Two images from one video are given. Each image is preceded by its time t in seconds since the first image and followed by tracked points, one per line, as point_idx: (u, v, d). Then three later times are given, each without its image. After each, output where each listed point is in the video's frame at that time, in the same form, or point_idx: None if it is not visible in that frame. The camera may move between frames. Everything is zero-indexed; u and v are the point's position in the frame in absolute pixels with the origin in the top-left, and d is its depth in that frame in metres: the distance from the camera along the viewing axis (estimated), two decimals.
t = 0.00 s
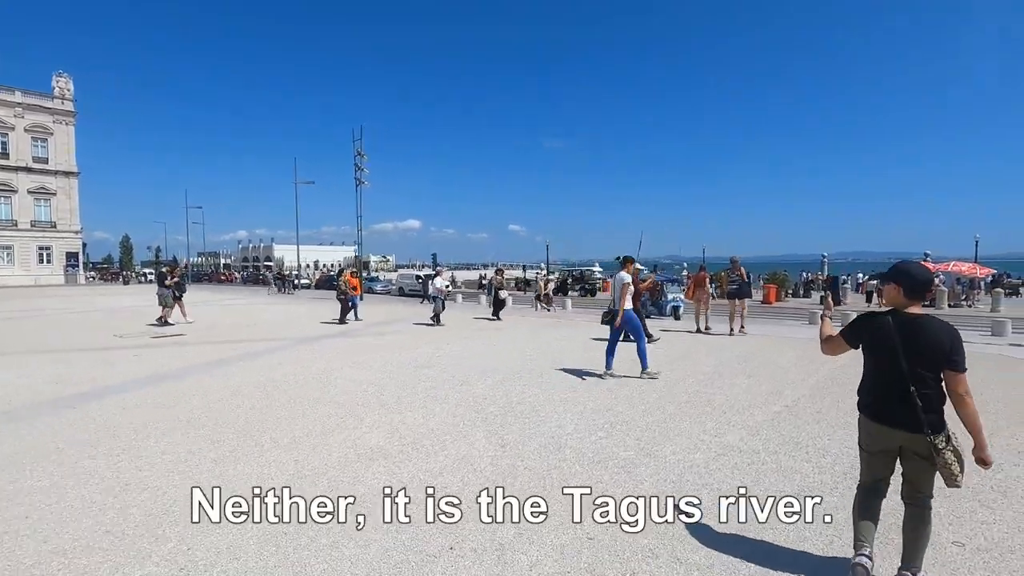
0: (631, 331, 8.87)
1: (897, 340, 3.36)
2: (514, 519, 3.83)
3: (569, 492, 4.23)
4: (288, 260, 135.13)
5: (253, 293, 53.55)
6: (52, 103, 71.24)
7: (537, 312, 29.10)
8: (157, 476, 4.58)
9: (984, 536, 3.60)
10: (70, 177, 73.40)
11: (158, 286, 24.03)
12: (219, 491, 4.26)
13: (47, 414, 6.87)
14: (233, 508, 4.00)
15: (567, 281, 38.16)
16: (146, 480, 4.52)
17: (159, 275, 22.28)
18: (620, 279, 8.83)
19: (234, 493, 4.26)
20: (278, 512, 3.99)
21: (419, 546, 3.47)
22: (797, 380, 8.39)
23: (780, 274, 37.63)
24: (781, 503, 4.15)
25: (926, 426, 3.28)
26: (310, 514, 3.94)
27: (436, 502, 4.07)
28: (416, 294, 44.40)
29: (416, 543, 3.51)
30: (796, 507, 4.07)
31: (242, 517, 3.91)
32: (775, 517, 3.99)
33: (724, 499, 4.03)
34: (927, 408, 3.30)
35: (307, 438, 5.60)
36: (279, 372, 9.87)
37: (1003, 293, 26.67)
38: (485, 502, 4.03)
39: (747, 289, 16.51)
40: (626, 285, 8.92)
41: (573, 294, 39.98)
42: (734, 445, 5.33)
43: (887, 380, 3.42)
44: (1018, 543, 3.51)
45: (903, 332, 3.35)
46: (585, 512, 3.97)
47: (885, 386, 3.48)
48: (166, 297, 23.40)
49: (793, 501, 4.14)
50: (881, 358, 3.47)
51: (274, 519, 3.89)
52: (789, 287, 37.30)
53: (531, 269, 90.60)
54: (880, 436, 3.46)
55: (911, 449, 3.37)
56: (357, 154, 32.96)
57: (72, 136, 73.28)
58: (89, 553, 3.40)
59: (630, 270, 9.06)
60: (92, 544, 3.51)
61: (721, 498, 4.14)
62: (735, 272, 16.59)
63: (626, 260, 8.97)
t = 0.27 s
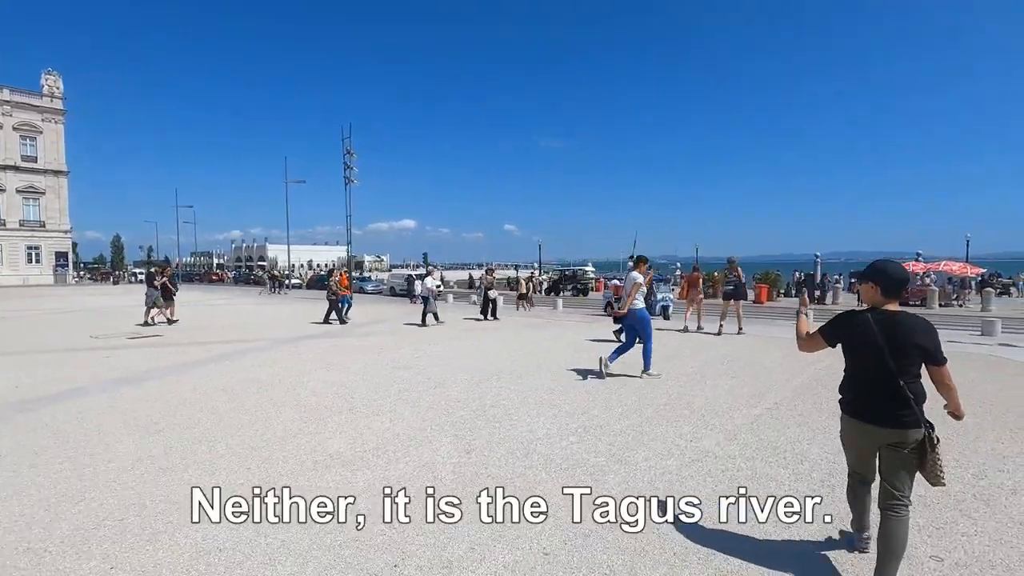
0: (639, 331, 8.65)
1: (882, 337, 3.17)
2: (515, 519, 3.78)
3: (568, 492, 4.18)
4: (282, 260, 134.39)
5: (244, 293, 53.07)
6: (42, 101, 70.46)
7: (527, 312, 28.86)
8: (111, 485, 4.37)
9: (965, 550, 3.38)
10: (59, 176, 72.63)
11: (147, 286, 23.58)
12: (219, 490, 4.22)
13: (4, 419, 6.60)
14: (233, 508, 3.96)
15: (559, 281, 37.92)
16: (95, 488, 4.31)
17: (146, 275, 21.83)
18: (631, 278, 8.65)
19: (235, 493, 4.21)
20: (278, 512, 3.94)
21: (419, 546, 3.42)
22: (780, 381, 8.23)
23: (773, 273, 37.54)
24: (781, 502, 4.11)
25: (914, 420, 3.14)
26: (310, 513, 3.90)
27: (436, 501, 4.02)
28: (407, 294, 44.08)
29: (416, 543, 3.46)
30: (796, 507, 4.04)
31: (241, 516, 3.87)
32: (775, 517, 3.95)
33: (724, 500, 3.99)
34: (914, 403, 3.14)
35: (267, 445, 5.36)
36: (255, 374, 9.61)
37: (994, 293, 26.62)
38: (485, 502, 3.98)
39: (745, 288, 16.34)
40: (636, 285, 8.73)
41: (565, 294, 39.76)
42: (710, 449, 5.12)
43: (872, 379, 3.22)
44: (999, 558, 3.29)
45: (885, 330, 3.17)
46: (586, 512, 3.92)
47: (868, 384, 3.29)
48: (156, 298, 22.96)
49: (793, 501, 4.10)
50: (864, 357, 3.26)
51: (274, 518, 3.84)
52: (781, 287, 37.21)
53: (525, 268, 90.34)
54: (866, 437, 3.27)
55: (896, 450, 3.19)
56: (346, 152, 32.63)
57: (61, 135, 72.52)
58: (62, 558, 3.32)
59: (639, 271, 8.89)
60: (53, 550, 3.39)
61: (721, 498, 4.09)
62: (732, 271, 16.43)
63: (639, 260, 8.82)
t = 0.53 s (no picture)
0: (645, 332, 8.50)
1: (851, 336, 3.19)
2: (515, 519, 3.80)
3: (568, 492, 4.20)
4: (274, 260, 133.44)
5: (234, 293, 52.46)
6: (28, 99, 69.47)
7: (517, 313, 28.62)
8: (68, 495, 4.24)
9: (945, 570, 3.18)
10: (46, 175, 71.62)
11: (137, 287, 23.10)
12: (218, 491, 4.23)
13: None
14: (233, 508, 3.97)
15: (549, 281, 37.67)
16: (43, 501, 4.12)
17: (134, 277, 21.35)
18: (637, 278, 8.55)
19: (234, 493, 4.23)
20: (278, 512, 3.96)
21: (419, 547, 3.45)
22: (763, 384, 8.06)
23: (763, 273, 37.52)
24: (780, 502, 4.10)
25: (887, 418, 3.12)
26: (310, 513, 3.92)
27: (436, 501, 4.04)
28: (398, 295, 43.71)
29: (417, 543, 3.49)
30: (796, 507, 4.02)
31: (241, 517, 3.88)
32: (775, 517, 3.94)
33: (724, 499, 4.00)
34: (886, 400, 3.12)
35: (225, 455, 5.13)
36: (229, 377, 9.35)
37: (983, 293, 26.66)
38: (484, 502, 4.00)
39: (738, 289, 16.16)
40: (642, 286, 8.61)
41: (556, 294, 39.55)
42: (684, 459, 4.90)
43: (843, 377, 3.23)
44: None
45: (854, 328, 3.20)
46: (585, 512, 3.93)
47: (841, 383, 3.29)
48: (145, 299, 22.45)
49: (793, 501, 4.09)
50: (835, 356, 3.27)
51: (274, 519, 3.86)
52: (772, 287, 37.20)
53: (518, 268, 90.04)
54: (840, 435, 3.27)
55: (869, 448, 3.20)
56: (334, 151, 32.25)
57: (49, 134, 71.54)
58: (46, 559, 3.32)
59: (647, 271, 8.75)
60: (28, 554, 3.37)
61: (721, 497, 4.11)
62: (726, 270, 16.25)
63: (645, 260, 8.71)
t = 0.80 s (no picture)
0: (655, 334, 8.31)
1: (835, 331, 3.10)
2: (515, 519, 3.78)
3: (568, 491, 4.16)
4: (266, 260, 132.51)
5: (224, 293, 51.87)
6: (16, 97, 68.55)
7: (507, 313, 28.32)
8: (9, 508, 3.99)
9: None
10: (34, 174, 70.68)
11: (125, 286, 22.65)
12: (218, 491, 4.20)
13: None
14: (233, 508, 3.95)
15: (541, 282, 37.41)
16: None
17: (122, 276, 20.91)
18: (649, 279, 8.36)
19: (234, 493, 4.20)
20: (278, 512, 3.93)
21: (424, 547, 3.43)
22: (748, 386, 7.87)
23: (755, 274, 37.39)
24: (782, 502, 3.97)
25: (869, 410, 3.08)
26: (310, 513, 3.89)
27: (436, 501, 4.01)
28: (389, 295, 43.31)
29: (418, 543, 3.47)
30: (798, 506, 3.87)
31: (241, 517, 3.86)
32: (775, 517, 3.84)
33: (723, 499, 3.93)
34: (869, 393, 3.07)
35: (181, 464, 4.87)
36: (203, 380, 9.08)
37: (973, 294, 26.62)
38: (485, 501, 3.97)
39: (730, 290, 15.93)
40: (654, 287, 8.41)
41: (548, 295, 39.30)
42: (658, 468, 4.66)
43: (825, 372, 3.14)
44: None
45: (838, 322, 3.10)
46: (585, 512, 3.90)
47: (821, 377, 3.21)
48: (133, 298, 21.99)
49: (796, 501, 3.94)
50: (817, 350, 3.17)
51: (274, 519, 3.83)
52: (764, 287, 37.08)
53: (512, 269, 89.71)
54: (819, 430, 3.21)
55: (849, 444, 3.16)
56: (323, 150, 31.87)
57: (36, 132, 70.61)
58: (37, 557, 3.30)
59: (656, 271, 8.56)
60: (11, 555, 3.32)
61: (721, 497, 4.03)
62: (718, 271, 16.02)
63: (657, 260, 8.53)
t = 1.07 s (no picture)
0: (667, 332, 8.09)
1: (832, 335, 2.85)
2: (515, 519, 3.78)
3: (567, 492, 4.14)
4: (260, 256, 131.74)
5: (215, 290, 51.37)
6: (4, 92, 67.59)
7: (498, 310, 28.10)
8: None
9: None
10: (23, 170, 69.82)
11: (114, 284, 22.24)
12: (218, 490, 4.18)
13: None
14: (233, 508, 3.93)
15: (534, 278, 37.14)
16: None
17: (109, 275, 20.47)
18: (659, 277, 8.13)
19: (234, 493, 4.18)
20: (278, 512, 3.92)
21: (432, 545, 3.45)
22: (734, 387, 7.71)
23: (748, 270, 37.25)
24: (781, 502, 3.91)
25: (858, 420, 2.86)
26: (310, 513, 3.88)
27: (436, 501, 4.00)
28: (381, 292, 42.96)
29: (424, 543, 3.48)
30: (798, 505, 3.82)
31: (241, 517, 3.84)
32: (775, 518, 3.77)
33: (722, 498, 3.87)
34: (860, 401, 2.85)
35: (140, 472, 4.65)
36: (177, 380, 8.83)
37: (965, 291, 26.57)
38: (485, 501, 3.97)
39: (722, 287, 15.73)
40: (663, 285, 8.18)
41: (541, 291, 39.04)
42: (630, 479, 4.40)
43: (817, 378, 2.91)
44: None
45: (836, 327, 2.84)
46: (584, 512, 3.88)
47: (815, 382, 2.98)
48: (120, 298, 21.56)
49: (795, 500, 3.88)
50: (812, 353, 2.94)
51: (274, 519, 3.82)
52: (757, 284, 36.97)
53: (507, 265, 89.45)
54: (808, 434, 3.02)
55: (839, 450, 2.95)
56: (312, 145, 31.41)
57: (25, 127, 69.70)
58: None
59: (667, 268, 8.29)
60: None
61: (721, 497, 3.96)
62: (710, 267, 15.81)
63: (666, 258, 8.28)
